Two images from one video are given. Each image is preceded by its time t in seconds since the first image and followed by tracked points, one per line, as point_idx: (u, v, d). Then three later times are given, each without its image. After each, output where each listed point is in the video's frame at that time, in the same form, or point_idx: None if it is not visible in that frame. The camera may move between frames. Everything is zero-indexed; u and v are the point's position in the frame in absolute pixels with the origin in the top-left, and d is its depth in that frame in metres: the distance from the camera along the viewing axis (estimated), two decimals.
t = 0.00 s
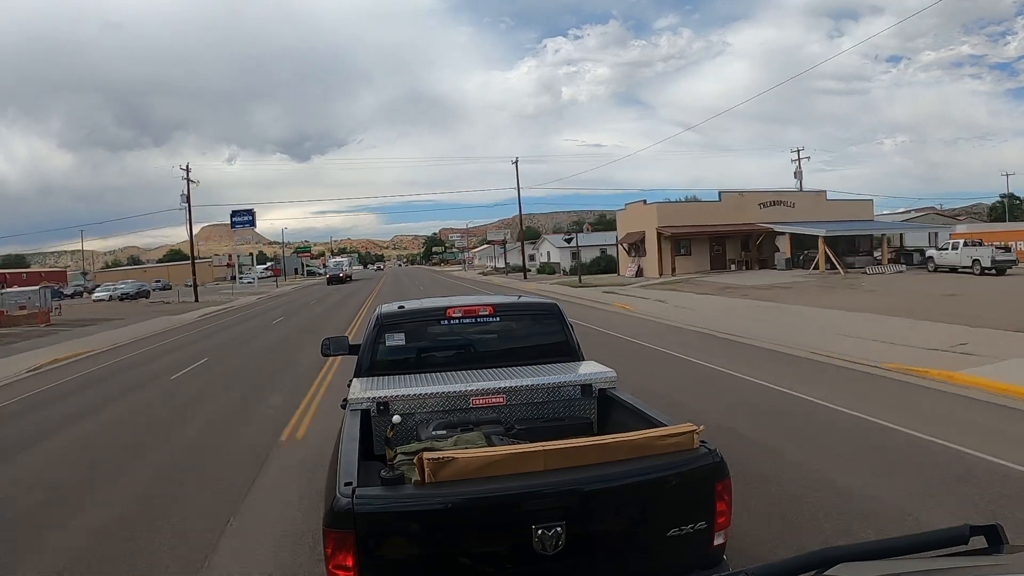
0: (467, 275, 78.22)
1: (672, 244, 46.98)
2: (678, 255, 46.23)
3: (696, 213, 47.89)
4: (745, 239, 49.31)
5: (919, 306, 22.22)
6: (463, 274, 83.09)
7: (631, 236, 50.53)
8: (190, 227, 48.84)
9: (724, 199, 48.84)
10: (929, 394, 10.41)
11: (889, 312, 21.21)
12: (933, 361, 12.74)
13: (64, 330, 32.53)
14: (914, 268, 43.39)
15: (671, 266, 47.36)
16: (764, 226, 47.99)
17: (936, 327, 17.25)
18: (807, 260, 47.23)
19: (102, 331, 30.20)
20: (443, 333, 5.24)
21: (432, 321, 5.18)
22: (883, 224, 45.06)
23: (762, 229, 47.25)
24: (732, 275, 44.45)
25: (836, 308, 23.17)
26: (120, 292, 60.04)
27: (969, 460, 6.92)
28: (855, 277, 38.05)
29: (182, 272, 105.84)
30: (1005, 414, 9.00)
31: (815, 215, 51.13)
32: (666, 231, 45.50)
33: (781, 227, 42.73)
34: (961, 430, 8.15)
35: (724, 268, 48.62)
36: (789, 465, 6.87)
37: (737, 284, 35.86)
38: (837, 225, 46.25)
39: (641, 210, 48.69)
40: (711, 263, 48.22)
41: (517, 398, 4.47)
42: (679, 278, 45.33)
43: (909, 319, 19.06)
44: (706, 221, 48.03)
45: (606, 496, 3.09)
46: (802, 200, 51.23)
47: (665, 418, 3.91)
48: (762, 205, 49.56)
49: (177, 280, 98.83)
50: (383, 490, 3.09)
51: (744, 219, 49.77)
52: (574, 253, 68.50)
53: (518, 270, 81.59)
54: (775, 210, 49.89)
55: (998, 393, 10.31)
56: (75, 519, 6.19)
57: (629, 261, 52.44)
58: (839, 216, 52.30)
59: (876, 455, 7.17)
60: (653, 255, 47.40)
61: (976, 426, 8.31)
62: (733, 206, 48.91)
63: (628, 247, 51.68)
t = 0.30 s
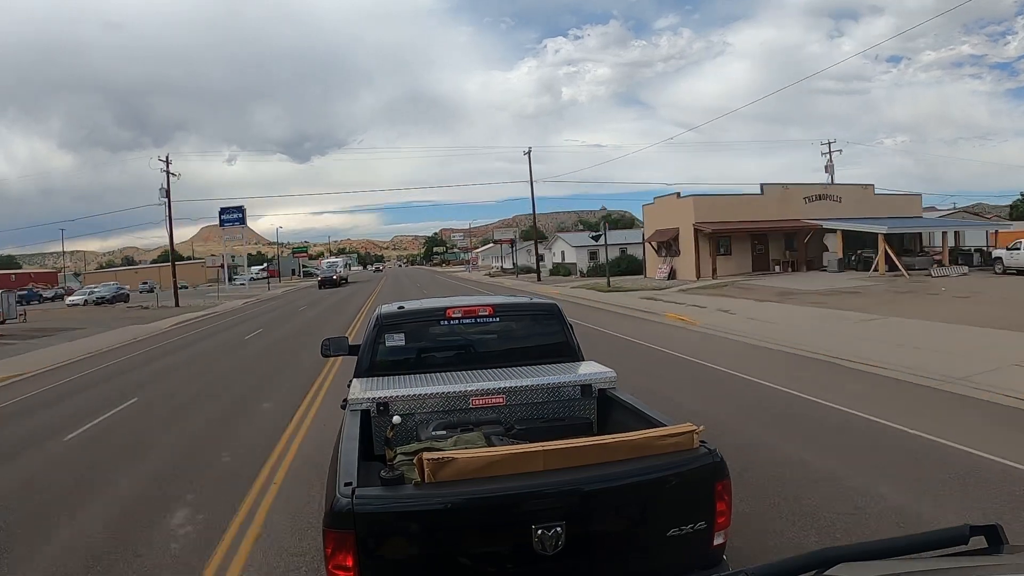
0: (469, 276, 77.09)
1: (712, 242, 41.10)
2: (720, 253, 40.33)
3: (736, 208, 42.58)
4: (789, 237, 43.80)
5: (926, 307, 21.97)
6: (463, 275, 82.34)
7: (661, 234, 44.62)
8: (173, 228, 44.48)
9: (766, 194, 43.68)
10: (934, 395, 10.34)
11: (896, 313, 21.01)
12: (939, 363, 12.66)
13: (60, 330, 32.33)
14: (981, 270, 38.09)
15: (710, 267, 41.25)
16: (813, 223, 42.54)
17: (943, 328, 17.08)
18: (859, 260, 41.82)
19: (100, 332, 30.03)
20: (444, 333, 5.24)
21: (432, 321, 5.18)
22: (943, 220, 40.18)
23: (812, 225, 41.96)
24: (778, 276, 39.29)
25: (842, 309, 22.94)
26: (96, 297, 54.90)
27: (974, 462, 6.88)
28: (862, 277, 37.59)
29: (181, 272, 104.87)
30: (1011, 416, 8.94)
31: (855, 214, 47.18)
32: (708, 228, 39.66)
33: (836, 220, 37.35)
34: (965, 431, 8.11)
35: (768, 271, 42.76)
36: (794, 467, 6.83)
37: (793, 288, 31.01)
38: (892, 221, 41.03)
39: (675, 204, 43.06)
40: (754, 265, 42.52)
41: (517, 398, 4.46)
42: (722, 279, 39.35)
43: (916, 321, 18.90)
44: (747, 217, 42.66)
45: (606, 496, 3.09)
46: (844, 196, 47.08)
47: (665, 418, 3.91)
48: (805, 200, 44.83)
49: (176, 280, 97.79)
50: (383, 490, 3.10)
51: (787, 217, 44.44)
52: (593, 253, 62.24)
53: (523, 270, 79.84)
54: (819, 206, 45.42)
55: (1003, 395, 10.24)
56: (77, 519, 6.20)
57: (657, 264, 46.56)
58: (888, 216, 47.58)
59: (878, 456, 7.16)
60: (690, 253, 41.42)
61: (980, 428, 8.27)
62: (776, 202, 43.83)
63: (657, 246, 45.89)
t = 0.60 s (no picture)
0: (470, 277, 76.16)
1: (762, 239, 35.80)
2: (773, 252, 35.06)
3: (787, 201, 37.14)
4: (849, 234, 38.31)
5: (932, 307, 21.78)
6: (462, 276, 81.32)
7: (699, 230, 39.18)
8: (143, 226, 39.99)
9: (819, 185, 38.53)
10: (937, 395, 10.31)
11: (900, 313, 20.88)
12: (944, 364, 12.59)
13: (57, 331, 32.18)
14: None
15: (760, 269, 35.93)
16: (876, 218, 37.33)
17: (948, 330, 16.96)
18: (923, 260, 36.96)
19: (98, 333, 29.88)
20: (444, 333, 5.24)
21: (432, 321, 5.18)
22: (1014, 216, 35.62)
23: (873, 220, 36.91)
24: (836, 279, 34.41)
25: (847, 307, 22.72)
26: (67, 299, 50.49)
27: (977, 462, 6.86)
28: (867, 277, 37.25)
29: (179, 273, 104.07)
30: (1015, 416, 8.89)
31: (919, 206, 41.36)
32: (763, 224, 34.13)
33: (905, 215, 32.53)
34: (967, 431, 8.09)
35: (823, 272, 37.60)
36: (798, 468, 6.79)
37: (866, 293, 26.43)
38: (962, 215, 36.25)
39: (717, 195, 37.59)
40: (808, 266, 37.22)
41: (517, 397, 4.47)
42: (778, 283, 34.14)
43: (920, 322, 18.77)
44: (800, 211, 37.37)
45: (606, 495, 3.09)
46: (904, 186, 42.00)
47: (665, 418, 3.92)
48: (865, 191, 39.28)
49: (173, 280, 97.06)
50: (383, 490, 3.09)
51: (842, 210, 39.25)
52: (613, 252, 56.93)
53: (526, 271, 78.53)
54: (881, 198, 40.18)
55: (1008, 396, 10.18)
56: (78, 520, 6.20)
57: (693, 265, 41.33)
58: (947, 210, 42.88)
59: (879, 455, 7.16)
60: (736, 252, 36.11)
61: (984, 428, 8.23)
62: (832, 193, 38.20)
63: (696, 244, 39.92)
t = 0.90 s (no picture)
0: (469, 278, 75.43)
1: (829, 238, 31.19)
2: (844, 253, 30.45)
3: (857, 194, 32.32)
4: (921, 232, 33.66)
5: (936, 307, 21.61)
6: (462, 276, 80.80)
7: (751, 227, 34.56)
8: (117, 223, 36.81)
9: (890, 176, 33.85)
10: (939, 396, 10.27)
11: (903, 312, 20.75)
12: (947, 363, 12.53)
13: (54, 332, 31.99)
14: None
15: (827, 271, 31.36)
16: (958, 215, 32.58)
17: (952, 330, 16.86)
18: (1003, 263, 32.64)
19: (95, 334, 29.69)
20: (444, 333, 5.24)
21: (432, 321, 5.18)
22: None
23: (953, 217, 32.24)
24: (911, 283, 30.11)
25: (849, 307, 22.59)
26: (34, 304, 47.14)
27: (979, 462, 6.84)
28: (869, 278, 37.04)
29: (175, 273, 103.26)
30: (1019, 416, 8.85)
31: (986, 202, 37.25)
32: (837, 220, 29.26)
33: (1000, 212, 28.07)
34: (969, 431, 8.07)
35: (893, 275, 32.88)
36: (800, 468, 6.77)
37: (976, 302, 22.00)
38: None
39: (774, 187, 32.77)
40: (877, 269, 32.56)
41: (518, 398, 4.46)
42: (853, 289, 29.59)
43: (924, 321, 18.66)
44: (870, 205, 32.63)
45: (606, 495, 3.09)
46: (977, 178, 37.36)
47: (666, 419, 3.91)
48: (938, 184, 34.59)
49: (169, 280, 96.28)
50: (383, 490, 3.09)
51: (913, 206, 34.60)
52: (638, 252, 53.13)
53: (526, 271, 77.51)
54: (953, 190, 35.65)
55: (1012, 397, 10.12)
56: (80, 520, 6.21)
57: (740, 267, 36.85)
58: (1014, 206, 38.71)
59: (880, 455, 7.15)
60: (800, 251, 31.51)
61: (986, 428, 8.20)
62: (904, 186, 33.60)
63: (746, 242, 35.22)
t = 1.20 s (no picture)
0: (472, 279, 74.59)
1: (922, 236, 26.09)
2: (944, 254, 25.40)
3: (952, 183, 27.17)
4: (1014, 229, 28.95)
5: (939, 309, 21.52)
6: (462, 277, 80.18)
7: (822, 222, 29.11)
8: (75, 212, 32.18)
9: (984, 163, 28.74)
10: (940, 396, 10.25)
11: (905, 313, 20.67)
12: (949, 364, 12.47)
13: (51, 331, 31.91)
14: None
15: (919, 275, 26.26)
16: None
17: (955, 331, 16.79)
18: None
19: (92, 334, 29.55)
20: (444, 333, 5.24)
21: (433, 321, 5.18)
22: None
23: None
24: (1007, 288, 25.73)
25: (850, 309, 22.51)
26: None
27: (980, 463, 6.83)
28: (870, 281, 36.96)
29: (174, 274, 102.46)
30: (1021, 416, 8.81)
31: None
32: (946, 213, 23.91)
33: None
34: (971, 432, 8.06)
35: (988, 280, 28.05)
36: (802, 469, 6.75)
37: None
38: None
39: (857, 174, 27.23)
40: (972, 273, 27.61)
41: (518, 398, 4.46)
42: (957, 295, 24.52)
43: (925, 322, 18.60)
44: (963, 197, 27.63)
45: (605, 495, 3.09)
46: None
47: (666, 419, 3.91)
48: None
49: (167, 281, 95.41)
50: (383, 491, 3.09)
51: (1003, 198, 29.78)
52: (671, 251, 48.85)
53: (531, 272, 76.44)
54: None
55: (1015, 397, 10.08)
56: (82, 520, 6.22)
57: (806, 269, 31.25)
58: None
59: (881, 455, 7.14)
60: (887, 249, 26.26)
61: (987, 428, 8.18)
62: (999, 174, 28.63)
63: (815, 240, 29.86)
